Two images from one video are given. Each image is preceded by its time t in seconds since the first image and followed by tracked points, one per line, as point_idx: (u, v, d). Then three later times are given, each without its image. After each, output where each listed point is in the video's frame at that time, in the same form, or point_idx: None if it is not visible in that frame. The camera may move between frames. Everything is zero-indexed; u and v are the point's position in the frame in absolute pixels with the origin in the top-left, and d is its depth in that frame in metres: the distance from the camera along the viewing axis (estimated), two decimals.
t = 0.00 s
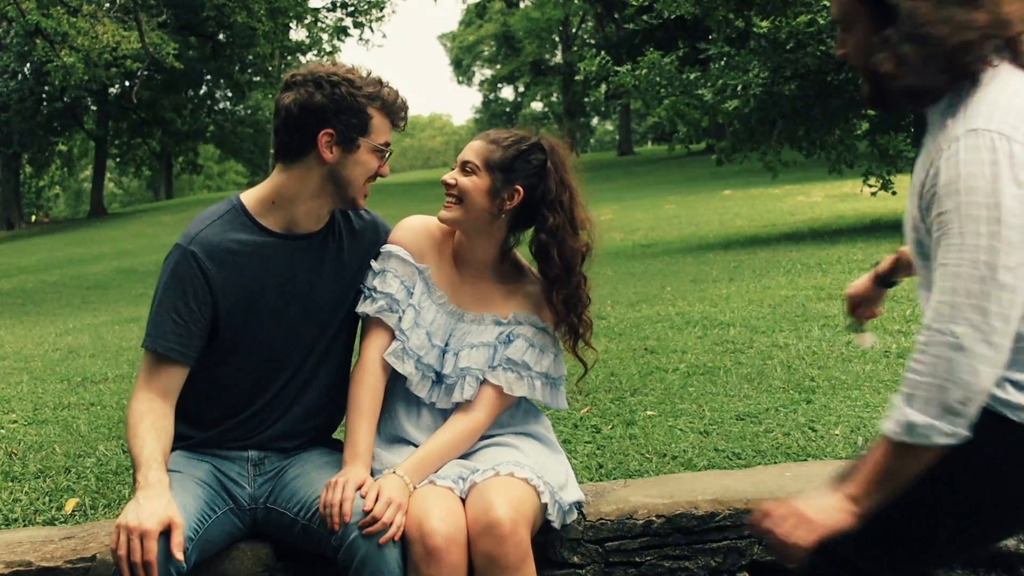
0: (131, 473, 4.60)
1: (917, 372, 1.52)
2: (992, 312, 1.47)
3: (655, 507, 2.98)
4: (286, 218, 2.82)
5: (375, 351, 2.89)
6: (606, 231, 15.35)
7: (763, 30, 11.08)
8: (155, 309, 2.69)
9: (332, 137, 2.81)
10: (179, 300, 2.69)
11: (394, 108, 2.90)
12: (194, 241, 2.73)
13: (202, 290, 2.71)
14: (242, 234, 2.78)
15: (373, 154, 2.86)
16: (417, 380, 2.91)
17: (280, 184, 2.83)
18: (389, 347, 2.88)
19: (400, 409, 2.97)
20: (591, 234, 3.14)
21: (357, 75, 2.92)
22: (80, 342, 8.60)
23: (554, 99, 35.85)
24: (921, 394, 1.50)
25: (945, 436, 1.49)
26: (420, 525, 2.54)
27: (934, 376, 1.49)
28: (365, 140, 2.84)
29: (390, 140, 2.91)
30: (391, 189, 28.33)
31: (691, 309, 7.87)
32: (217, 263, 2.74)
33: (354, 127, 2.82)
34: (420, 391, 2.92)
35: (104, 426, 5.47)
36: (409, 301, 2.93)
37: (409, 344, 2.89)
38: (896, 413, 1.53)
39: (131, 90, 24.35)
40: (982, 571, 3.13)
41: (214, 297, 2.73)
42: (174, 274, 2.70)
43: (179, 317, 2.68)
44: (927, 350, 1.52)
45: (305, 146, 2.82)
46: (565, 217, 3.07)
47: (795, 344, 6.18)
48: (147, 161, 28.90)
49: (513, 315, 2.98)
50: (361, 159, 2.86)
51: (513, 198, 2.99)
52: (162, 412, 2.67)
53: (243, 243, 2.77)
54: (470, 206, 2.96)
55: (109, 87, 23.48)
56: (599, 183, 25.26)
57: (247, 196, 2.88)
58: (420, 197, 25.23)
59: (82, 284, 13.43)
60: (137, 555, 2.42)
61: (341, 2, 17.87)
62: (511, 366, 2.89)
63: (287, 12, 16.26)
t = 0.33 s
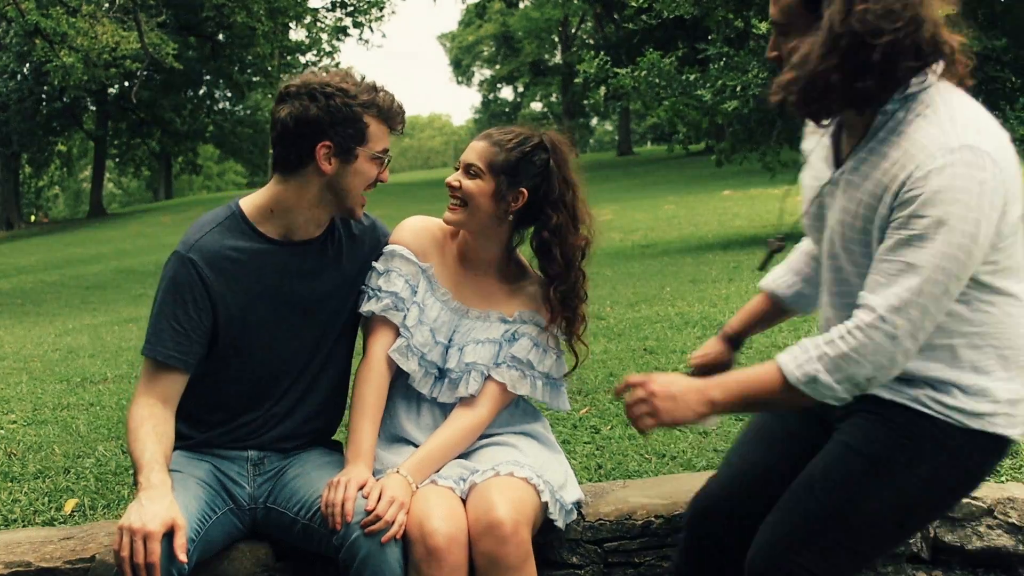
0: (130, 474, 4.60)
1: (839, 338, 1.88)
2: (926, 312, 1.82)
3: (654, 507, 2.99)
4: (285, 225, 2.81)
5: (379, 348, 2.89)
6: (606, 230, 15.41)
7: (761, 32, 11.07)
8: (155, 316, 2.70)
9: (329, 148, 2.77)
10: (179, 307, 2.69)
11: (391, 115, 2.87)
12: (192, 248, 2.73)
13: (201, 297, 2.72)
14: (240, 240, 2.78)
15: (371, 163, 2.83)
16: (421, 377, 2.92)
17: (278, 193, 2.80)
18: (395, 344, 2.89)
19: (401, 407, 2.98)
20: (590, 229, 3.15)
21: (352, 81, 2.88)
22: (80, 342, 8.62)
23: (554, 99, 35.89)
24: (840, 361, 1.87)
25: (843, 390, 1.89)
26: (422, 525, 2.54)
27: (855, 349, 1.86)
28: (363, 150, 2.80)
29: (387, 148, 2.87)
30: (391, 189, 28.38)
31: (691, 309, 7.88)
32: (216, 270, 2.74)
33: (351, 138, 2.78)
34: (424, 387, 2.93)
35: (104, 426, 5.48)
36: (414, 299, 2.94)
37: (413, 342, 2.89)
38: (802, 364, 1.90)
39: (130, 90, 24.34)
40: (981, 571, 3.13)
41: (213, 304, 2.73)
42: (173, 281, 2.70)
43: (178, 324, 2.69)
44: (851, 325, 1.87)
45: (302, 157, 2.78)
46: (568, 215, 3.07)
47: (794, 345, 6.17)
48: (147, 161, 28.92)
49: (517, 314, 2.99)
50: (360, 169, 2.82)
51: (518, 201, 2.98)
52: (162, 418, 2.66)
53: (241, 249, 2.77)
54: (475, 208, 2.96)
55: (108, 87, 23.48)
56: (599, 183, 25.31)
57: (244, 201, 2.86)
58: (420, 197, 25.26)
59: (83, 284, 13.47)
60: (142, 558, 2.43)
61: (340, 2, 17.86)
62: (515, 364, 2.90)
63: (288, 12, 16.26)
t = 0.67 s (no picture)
0: (129, 475, 4.60)
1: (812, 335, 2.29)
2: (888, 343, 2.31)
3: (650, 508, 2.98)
4: (269, 234, 2.82)
5: (374, 346, 2.90)
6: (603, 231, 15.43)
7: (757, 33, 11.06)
8: (140, 322, 2.69)
9: (314, 166, 2.75)
10: (166, 312, 2.69)
11: (382, 135, 2.84)
12: (178, 253, 2.73)
13: (187, 303, 2.71)
14: (226, 244, 2.78)
15: (358, 183, 2.80)
16: (419, 372, 2.93)
17: (264, 203, 2.80)
18: (391, 339, 2.89)
19: (396, 405, 2.98)
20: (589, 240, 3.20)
21: (347, 99, 2.85)
22: (77, 344, 8.62)
23: (552, 100, 35.88)
24: (818, 359, 2.24)
25: (803, 385, 2.26)
26: (419, 525, 2.53)
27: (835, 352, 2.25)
28: (349, 169, 2.78)
29: (376, 168, 2.85)
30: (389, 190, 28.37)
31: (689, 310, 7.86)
32: (203, 276, 2.75)
33: (337, 157, 2.76)
34: (421, 382, 2.94)
35: (102, 428, 5.48)
36: (410, 295, 2.95)
37: (410, 336, 2.90)
38: (778, 350, 2.27)
39: (128, 91, 24.36)
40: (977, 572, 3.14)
41: (202, 309, 2.73)
42: (160, 287, 2.70)
43: (166, 329, 2.68)
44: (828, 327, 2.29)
45: (288, 173, 2.77)
46: (569, 227, 3.10)
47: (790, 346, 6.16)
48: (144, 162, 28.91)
49: (514, 315, 3.00)
50: (345, 188, 2.80)
51: (516, 213, 3.01)
52: (152, 419, 2.66)
53: (227, 253, 2.78)
54: (472, 216, 2.98)
55: (106, 88, 23.51)
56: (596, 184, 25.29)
57: (231, 206, 2.87)
58: (417, 198, 25.26)
59: (81, 285, 13.48)
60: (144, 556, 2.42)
61: (337, 3, 17.87)
62: (511, 363, 2.91)
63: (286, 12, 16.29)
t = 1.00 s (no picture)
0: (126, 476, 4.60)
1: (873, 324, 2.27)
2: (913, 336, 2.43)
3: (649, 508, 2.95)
4: (252, 235, 2.82)
5: (364, 345, 2.92)
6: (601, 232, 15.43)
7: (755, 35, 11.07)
8: (130, 327, 2.68)
9: (283, 167, 2.74)
10: (156, 315, 2.68)
11: (355, 142, 2.78)
12: (167, 257, 2.72)
13: (177, 305, 2.70)
14: (213, 247, 2.78)
15: (328, 188, 2.76)
16: (406, 369, 2.94)
17: (244, 203, 2.81)
18: (380, 337, 2.92)
19: (387, 404, 2.99)
20: (586, 250, 3.21)
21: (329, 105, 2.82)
22: (75, 345, 8.61)
23: (550, 102, 35.88)
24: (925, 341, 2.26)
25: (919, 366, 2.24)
26: (416, 525, 2.53)
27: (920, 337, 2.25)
28: (318, 174, 2.74)
29: (349, 174, 2.80)
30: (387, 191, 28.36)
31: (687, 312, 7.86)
32: (192, 279, 2.74)
33: (306, 161, 2.74)
34: (409, 380, 2.95)
35: (98, 430, 5.47)
36: (399, 293, 2.99)
37: (398, 334, 2.92)
38: (903, 333, 2.23)
39: (125, 92, 24.34)
40: (973, 573, 3.15)
41: (192, 311, 2.73)
42: (148, 291, 2.68)
43: (156, 333, 2.67)
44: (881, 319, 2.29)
45: (260, 175, 2.77)
46: (564, 240, 3.10)
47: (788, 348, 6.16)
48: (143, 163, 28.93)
49: (502, 313, 3.03)
50: (315, 193, 2.76)
51: (504, 228, 2.99)
52: (144, 421, 2.65)
53: (215, 256, 2.77)
54: (458, 228, 2.98)
55: (103, 89, 23.50)
56: (594, 185, 25.28)
57: (214, 209, 2.86)
58: (415, 199, 25.23)
59: (79, 286, 13.45)
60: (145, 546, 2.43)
61: (334, 4, 17.85)
62: (499, 360, 2.93)
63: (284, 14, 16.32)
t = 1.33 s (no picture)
0: (125, 473, 4.60)
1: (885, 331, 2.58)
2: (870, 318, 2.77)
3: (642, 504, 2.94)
4: (230, 221, 2.82)
5: (351, 344, 2.92)
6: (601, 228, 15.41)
7: (755, 32, 11.10)
8: (117, 321, 2.70)
9: (247, 149, 2.74)
10: (143, 304, 2.69)
11: (315, 116, 2.76)
12: (146, 248, 2.72)
13: (162, 298, 2.71)
14: (192, 237, 2.78)
15: (292, 166, 2.74)
16: (398, 366, 2.95)
17: (219, 193, 2.82)
18: (370, 336, 2.92)
19: (381, 401, 2.99)
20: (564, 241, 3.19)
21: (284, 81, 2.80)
22: (74, 343, 8.60)
23: (549, 99, 35.85)
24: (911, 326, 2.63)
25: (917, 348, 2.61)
26: (414, 520, 2.52)
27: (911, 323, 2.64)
28: (281, 153, 2.73)
29: (312, 151, 2.77)
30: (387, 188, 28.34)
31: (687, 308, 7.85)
32: (175, 268, 2.74)
33: (269, 141, 2.72)
34: (401, 377, 2.96)
35: (98, 427, 5.47)
36: (384, 292, 2.99)
37: (388, 332, 2.94)
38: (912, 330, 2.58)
39: (124, 89, 24.32)
40: (971, 570, 3.16)
41: (178, 298, 2.74)
42: (132, 282, 2.70)
43: (144, 320, 2.68)
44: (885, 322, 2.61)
45: (228, 161, 2.78)
46: (540, 234, 3.07)
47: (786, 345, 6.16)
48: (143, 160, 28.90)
49: (488, 304, 3.04)
50: (282, 173, 2.74)
51: (480, 225, 3.00)
52: (141, 414, 2.64)
53: (195, 245, 2.78)
54: (435, 226, 2.99)
55: (102, 86, 23.48)
56: (594, 183, 25.23)
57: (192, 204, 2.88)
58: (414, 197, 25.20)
59: (78, 284, 13.44)
60: (152, 490, 2.37)
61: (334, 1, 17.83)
62: (487, 351, 2.96)
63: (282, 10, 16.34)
